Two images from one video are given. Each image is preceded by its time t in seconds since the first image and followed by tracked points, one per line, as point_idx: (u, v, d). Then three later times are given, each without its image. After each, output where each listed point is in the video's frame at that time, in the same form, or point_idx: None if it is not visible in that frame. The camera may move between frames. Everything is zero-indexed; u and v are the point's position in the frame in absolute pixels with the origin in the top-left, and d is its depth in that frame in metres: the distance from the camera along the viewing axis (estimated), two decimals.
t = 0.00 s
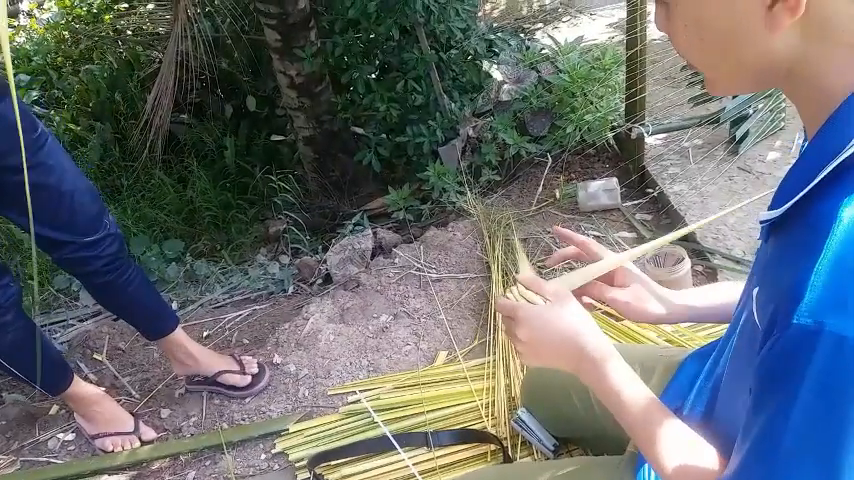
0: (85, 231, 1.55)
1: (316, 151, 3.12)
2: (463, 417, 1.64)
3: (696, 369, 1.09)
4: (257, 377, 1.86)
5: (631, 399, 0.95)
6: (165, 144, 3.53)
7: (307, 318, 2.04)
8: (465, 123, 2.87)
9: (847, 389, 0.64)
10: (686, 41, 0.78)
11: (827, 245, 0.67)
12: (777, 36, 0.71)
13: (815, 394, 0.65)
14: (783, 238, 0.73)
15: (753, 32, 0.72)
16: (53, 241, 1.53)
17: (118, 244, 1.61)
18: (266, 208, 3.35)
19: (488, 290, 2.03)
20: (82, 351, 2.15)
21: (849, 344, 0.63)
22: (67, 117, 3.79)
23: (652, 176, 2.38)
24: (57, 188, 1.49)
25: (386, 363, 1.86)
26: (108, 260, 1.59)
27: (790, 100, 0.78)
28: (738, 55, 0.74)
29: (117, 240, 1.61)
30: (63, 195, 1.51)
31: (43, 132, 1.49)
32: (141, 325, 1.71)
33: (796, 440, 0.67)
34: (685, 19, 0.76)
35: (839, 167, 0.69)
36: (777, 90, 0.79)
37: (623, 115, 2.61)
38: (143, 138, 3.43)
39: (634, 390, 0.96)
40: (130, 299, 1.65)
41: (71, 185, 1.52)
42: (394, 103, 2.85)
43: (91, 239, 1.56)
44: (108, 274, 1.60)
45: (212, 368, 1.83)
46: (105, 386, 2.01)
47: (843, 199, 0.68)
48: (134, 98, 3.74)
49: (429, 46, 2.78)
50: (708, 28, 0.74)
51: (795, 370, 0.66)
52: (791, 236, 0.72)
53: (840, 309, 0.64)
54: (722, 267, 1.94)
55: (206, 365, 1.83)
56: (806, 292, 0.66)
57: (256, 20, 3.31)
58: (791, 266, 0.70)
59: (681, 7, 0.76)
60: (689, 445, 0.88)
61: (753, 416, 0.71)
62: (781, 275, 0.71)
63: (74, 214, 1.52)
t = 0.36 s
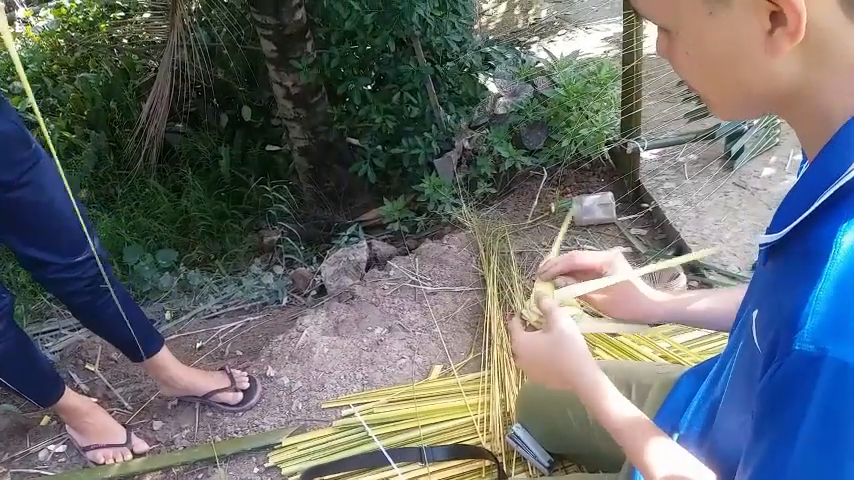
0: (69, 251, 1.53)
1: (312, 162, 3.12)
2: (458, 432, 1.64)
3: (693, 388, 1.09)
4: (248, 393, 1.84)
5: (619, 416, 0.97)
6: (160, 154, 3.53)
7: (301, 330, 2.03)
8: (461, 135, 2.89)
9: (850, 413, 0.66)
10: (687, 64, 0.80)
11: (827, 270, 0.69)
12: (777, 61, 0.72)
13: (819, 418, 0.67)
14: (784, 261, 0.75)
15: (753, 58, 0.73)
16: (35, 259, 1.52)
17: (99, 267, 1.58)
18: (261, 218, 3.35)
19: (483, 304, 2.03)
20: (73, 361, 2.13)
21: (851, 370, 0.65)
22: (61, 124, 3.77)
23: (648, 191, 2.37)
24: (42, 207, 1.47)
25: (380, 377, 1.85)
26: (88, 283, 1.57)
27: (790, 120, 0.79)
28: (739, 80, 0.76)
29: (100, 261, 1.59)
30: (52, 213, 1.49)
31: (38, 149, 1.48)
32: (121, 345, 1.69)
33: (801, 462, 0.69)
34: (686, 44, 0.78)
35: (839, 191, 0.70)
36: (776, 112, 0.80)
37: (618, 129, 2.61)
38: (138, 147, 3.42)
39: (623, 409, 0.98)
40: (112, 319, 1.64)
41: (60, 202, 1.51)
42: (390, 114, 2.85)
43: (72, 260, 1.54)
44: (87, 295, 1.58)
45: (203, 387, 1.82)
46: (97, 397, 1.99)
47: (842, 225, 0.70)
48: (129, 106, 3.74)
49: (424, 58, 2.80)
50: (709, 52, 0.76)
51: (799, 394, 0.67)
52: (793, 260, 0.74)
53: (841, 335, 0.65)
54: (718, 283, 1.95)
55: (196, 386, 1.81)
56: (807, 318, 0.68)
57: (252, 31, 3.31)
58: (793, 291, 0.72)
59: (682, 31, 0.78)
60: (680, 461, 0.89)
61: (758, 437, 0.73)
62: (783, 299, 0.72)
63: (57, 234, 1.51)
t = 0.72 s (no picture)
0: (70, 253, 1.52)
1: (309, 170, 3.12)
2: (456, 442, 1.63)
3: (693, 398, 1.09)
4: (245, 402, 1.84)
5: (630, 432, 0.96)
6: (157, 161, 3.53)
7: (299, 339, 2.03)
8: (458, 144, 2.89)
9: (846, 428, 0.66)
10: (686, 80, 0.81)
11: (824, 285, 0.69)
12: (776, 77, 0.73)
13: (815, 433, 0.67)
14: (783, 275, 0.76)
15: (753, 75, 0.74)
16: (36, 261, 1.51)
17: (102, 268, 1.59)
18: (258, 225, 3.34)
19: (481, 313, 2.03)
20: (69, 368, 2.12)
21: (848, 385, 0.65)
22: (58, 130, 3.77)
23: (645, 202, 2.38)
24: (43, 210, 1.47)
25: (377, 386, 1.85)
26: (90, 284, 1.57)
27: (789, 137, 0.80)
28: (739, 97, 0.77)
29: (100, 264, 1.59)
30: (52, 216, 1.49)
31: (37, 153, 1.48)
32: (120, 348, 1.69)
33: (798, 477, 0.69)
34: (685, 60, 0.79)
35: (836, 206, 0.71)
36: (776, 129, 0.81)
37: (616, 139, 2.62)
38: (135, 153, 3.42)
39: (635, 424, 0.97)
40: (110, 323, 1.63)
41: (60, 205, 1.51)
42: (387, 123, 2.86)
43: (74, 262, 1.53)
44: (87, 298, 1.58)
45: (200, 391, 1.81)
46: (93, 405, 1.98)
47: (839, 240, 0.70)
48: (126, 113, 3.74)
49: (423, 67, 2.81)
50: (708, 68, 0.77)
51: (795, 409, 0.68)
52: (790, 274, 0.74)
53: (837, 350, 0.66)
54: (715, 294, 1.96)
55: (193, 388, 1.81)
56: (804, 333, 0.68)
57: (251, 38, 3.32)
58: (791, 306, 0.72)
59: (682, 47, 0.79)
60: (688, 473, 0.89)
61: (754, 452, 0.73)
62: (780, 313, 0.73)
63: (58, 236, 1.50)
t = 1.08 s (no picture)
0: (69, 256, 1.52)
1: (308, 178, 3.13)
2: (456, 451, 1.63)
3: (691, 406, 1.09)
4: (244, 411, 1.83)
5: (623, 444, 0.97)
6: (156, 169, 3.53)
7: (297, 348, 2.03)
8: (456, 152, 2.89)
9: (841, 432, 0.66)
10: (686, 89, 0.81)
11: (822, 292, 0.69)
12: (776, 87, 0.73)
13: (809, 438, 0.68)
14: (779, 281, 0.76)
15: (752, 84, 0.74)
16: (36, 265, 1.51)
17: (102, 272, 1.58)
18: (256, 233, 3.35)
19: (480, 321, 2.03)
20: (68, 378, 2.11)
21: (844, 391, 0.65)
22: (57, 140, 3.78)
23: (643, 209, 2.41)
24: (43, 214, 1.47)
25: (376, 395, 1.84)
26: (91, 288, 1.57)
27: (788, 145, 0.81)
28: (738, 106, 0.77)
29: (100, 267, 1.59)
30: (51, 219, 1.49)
31: (34, 156, 1.48)
32: (120, 354, 1.69)
33: None
34: (685, 71, 0.79)
35: (835, 214, 0.71)
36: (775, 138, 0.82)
37: (614, 147, 2.61)
38: (134, 162, 3.43)
39: (628, 437, 0.98)
40: (109, 329, 1.63)
41: (59, 208, 1.50)
42: (386, 131, 2.89)
43: (74, 266, 1.53)
44: (89, 302, 1.58)
45: (199, 400, 1.81)
46: (91, 415, 1.98)
47: (837, 247, 0.71)
48: (125, 122, 3.74)
49: (420, 75, 2.82)
50: (708, 78, 0.78)
51: (790, 413, 0.68)
52: (787, 281, 0.74)
53: (834, 356, 0.66)
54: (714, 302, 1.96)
55: (193, 397, 1.81)
56: (801, 338, 0.68)
57: (249, 47, 3.34)
58: (788, 311, 0.72)
59: (681, 58, 0.79)
60: None
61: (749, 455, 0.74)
62: (777, 318, 0.73)
63: (57, 240, 1.50)
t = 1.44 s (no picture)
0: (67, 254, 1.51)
1: (304, 184, 3.13)
2: (450, 459, 1.62)
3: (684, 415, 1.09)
4: (239, 417, 1.83)
5: (613, 455, 0.98)
6: (152, 175, 3.53)
7: (292, 355, 2.02)
8: (452, 159, 2.90)
9: (823, 442, 0.66)
10: (676, 99, 0.82)
11: (810, 301, 0.70)
12: (765, 98, 0.74)
13: (793, 447, 0.68)
14: (768, 290, 0.76)
15: (742, 94, 0.75)
16: (33, 264, 1.49)
17: (101, 271, 1.57)
18: (252, 239, 3.35)
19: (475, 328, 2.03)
20: (62, 385, 2.10)
21: (827, 401, 0.66)
22: (53, 145, 3.77)
23: (638, 215, 2.41)
24: (41, 211, 1.46)
25: (371, 402, 1.84)
26: (91, 287, 1.55)
27: (779, 155, 0.81)
28: (728, 116, 0.78)
29: (98, 265, 1.57)
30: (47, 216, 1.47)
31: (30, 153, 1.46)
32: (119, 358, 1.67)
33: None
34: (675, 80, 0.81)
35: (821, 223, 0.72)
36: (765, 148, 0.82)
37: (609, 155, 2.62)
38: (130, 168, 3.43)
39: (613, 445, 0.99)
40: (106, 331, 1.61)
41: (56, 205, 1.49)
42: (382, 138, 2.88)
43: (73, 264, 1.52)
44: (88, 302, 1.56)
45: (195, 404, 1.79)
46: (85, 423, 1.97)
47: (825, 256, 0.71)
48: (121, 128, 3.74)
49: (417, 82, 2.82)
50: (697, 88, 0.79)
51: (776, 421, 0.69)
52: (776, 290, 0.75)
53: (819, 366, 0.66)
54: (709, 309, 1.97)
55: (188, 402, 1.79)
56: (788, 347, 0.69)
57: (245, 53, 3.34)
58: (777, 320, 0.73)
59: (671, 67, 0.80)
60: None
61: (736, 461, 0.75)
62: (766, 327, 0.74)
63: (55, 236, 1.49)
